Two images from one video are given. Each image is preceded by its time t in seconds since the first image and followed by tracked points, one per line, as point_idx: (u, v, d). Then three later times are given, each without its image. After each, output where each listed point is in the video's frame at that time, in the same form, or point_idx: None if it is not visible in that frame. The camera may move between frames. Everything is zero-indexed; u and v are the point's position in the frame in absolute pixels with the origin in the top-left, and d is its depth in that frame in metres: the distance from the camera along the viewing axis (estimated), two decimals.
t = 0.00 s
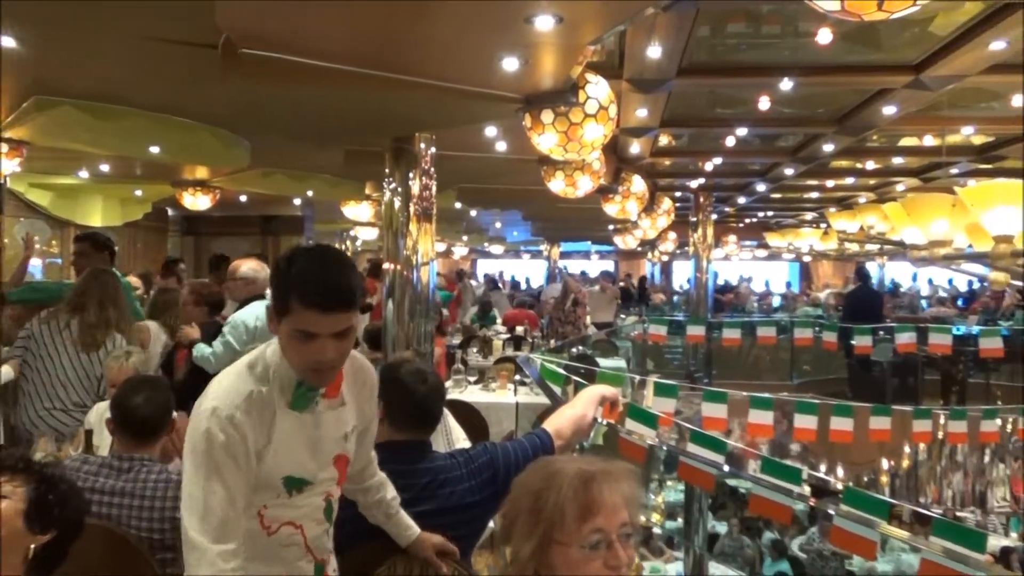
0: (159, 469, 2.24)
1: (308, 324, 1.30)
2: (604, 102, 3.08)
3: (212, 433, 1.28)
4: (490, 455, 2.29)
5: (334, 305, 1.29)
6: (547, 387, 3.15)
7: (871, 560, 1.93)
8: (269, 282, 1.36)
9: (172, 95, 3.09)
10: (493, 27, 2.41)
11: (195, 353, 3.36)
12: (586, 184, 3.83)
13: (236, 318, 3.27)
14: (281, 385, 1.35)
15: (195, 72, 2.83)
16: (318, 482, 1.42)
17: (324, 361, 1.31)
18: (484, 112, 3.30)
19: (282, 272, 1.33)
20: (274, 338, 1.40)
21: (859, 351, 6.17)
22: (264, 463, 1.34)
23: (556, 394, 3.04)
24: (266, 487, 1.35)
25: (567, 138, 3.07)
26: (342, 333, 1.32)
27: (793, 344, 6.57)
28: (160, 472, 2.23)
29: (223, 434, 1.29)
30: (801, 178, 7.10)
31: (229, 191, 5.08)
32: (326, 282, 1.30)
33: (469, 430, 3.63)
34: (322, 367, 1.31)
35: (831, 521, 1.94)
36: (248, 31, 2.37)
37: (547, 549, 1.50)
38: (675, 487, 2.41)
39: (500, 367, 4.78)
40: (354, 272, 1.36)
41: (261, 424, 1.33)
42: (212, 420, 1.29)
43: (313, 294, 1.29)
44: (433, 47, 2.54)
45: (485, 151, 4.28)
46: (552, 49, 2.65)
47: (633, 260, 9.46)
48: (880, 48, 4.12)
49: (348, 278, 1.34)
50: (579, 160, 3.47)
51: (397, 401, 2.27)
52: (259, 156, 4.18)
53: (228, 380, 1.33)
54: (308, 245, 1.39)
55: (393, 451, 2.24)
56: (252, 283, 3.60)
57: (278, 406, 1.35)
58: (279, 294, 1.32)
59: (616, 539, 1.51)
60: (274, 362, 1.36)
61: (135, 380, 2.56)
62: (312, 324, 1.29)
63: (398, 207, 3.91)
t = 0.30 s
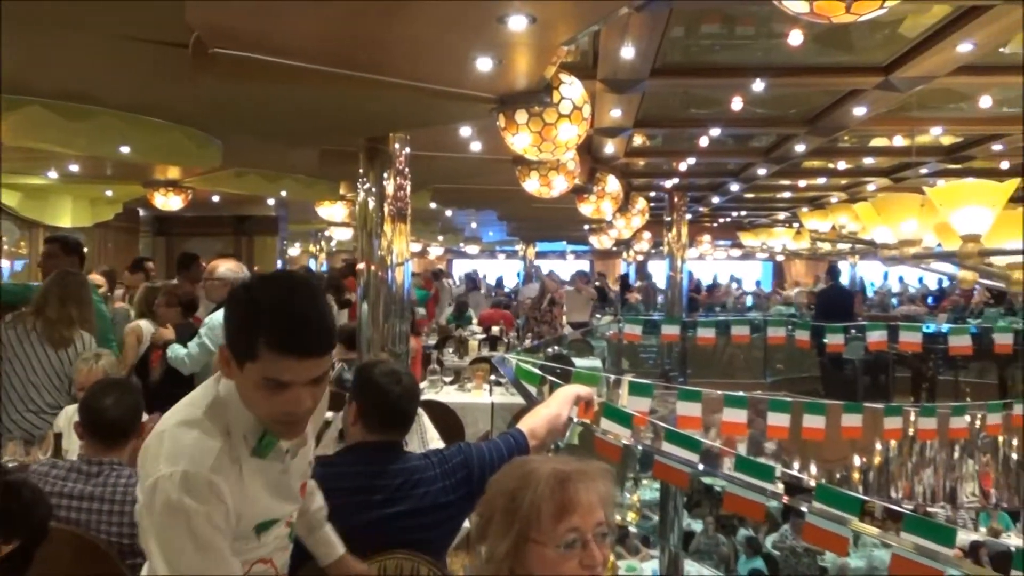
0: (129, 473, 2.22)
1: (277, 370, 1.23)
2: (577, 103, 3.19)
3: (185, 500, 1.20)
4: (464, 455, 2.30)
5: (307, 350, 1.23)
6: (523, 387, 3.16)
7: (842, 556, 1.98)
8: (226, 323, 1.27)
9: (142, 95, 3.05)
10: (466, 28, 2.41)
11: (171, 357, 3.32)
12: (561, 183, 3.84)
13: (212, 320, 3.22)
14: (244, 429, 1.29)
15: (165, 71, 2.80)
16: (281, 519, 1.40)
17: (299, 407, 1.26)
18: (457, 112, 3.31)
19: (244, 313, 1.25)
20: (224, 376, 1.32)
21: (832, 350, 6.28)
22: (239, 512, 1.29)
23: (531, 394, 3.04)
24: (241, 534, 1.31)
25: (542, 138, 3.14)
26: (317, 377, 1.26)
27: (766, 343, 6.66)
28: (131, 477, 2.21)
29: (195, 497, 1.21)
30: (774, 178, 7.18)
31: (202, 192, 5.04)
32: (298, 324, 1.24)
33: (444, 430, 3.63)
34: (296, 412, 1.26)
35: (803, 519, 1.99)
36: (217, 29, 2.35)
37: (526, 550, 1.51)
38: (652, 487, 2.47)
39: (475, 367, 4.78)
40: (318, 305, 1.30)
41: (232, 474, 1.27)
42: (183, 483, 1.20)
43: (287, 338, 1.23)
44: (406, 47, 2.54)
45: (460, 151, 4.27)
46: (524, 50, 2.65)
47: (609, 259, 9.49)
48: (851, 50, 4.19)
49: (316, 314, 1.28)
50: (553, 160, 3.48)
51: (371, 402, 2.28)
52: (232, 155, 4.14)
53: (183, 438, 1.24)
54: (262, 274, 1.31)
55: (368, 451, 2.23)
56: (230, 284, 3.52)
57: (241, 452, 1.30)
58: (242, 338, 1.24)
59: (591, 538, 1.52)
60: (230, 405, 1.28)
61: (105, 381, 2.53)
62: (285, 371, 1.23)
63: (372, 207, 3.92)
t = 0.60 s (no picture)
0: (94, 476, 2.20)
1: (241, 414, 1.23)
2: (546, 101, 3.36)
3: (138, 542, 1.20)
4: (436, 454, 2.28)
5: (275, 395, 1.22)
6: (494, 386, 3.16)
7: (811, 551, 1.98)
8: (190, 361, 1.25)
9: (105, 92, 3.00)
10: (437, 26, 2.41)
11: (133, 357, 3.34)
12: (533, 182, 3.86)
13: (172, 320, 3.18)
14: (202, 465, 1.29)
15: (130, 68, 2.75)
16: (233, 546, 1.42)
17: (267, 448, 1.26)
18: (427, 111, 3.30)
19: (207, 351, 1.23)
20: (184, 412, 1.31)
21: (800, 347, 6.37)
22: (193, 546, 1.30)
23: (503, 393, 3.05)
24: (197, 569, 1.32)
25: (512, 136, 3.29)
26: (282, 421, 1.26)
27: (737, 341, 6.74)
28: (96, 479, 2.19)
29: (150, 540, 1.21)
30: (743, 177, 7.26)
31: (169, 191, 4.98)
32: (266, 370, 1.22)
33: (416, 430, 3.62)
34: (265, 453, 1.27)
35: (771, 515, 2.00)
36: (184, 25, 2.31)
37: (501, 545, 1.56)
38: (624, 484, 2.43)
39: (447, 367, 4.78)
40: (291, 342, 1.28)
41: (184, 511, 1.28)
42: (134, 526, 1.20)
43: (253, 384, 1.21)
44: (377, 45, 2.52)
45: (432, 150, 4.26)
46: (496, 48, 2.65)
47: (581, 257, 9.53)
48: (819, 51, 4.25)
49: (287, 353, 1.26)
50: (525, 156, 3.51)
51: (341, 402, 2.27)
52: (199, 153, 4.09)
53: (136, 476, 1.23)
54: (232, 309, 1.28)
55: (339, 451, 2.22)
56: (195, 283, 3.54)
57: (197, 485, 1.31)
58: (207, 379, 1.22)
59: (565, 539, 1.56)
60: (187, 444, 1.29)
61: (69, 383, 2.49)
62: (251, 417, 1.22)
63: (343, 206, 4.09)
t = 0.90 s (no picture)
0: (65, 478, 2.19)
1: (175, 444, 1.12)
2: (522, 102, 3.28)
3: (83, 564, 1.11)
4: (413, 455, 2.28)
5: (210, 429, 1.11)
6: (472, 386, 3.16)
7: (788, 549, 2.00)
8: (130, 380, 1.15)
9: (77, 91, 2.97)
10: (414, 26, 2.41)
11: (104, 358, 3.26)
12: (510, 182, 3.86)
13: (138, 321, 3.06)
14: (158, 487, 1.18)
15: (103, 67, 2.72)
16: (196, 565, 1.31)
17: (204, 479, 1.15)
18: (404, 110, 3.30)
19: (148, 370, 1.13)
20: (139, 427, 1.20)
21: (776, 346, 6.43)
22: (154, 568, 1.21)
23: (480, 393, 3.05)
24: None
25: (489, 135, 3.23)
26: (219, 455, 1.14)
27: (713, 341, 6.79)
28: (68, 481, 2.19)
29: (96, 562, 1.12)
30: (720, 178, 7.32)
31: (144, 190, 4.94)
32: (202, 401, 1.11)
33: (393, 430, 3.62)
34: (205, 485, 1.16)
35: (747, 513, 2.03)
36: (158, 25, 2.29)
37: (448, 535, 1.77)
38: (602, 484, 2.47)
39: (425, 367, 4.78)
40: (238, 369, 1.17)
41: (141, 533, 1.17)
42: (80, 548, 1.11)
43: (182, 414, 1.10)
44: (354, 44, 2.52)
45: (409, 149, 4.26)
46: (472, 48, 2.65)
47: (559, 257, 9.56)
48: (793, 53, 4.29)
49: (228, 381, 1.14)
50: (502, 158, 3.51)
51: (316, 402, 2.26)
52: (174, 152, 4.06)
53: (85, 494, 1.13)
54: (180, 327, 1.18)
55: (315, 452, 2.20)
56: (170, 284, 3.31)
57: (155, 504, 1.19)
58: (145, 400, 1.12)
59: (495, 545, 1.68)
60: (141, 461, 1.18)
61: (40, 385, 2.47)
62: (181, 449, 1.11)
63: (320, 206, 4.08)
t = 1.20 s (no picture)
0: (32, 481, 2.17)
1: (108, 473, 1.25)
2: (500, 101, 3.12)
3: None
4: (387, 455, 2.27)
5: (136, 459, 1.24)
6: (447, 386, 3.16)
7: (763, 544, 2.09)
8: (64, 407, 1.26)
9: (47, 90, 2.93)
10: (387, 25, 2.42)
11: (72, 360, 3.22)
12: (486, 183, 3.86)
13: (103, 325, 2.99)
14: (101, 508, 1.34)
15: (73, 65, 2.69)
16: None
17: (138, 502, 1.30)
18: (379, 109, 3.29)
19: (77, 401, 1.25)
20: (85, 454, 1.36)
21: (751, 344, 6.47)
22: None
23: (456, 392, 3.05)
24: None
25: (465, 136, 3.11)
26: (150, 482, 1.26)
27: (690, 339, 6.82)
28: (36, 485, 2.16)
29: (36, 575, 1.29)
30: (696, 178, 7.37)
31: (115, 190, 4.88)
32: (130, 433, 1.22)
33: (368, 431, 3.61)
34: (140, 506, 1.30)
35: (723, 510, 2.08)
36: (130, 23, 2.27)
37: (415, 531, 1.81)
38: (580, 483, 2.49)
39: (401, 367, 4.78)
40: (171, 394, 1.28)
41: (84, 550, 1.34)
42: (21, 565, 1.27)
43: (117, 447, 1.22)
44: (327, 43, 2.51)
45: (384, 149, 4.25)
46: (446, 47, 2.66)
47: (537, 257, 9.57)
48: (767, 53, 4.32)
49: (159, 407, 1.25)
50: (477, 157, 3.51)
51: (290, 402, 2.24)
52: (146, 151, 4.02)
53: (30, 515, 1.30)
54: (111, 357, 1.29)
55: (288, 453, 2.19)
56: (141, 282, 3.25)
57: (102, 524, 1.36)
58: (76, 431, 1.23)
59: (460, 545, 1.72)
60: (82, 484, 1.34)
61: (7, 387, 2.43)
62: (113, 477, 1.25)
63: (295, 205, 4.07)
